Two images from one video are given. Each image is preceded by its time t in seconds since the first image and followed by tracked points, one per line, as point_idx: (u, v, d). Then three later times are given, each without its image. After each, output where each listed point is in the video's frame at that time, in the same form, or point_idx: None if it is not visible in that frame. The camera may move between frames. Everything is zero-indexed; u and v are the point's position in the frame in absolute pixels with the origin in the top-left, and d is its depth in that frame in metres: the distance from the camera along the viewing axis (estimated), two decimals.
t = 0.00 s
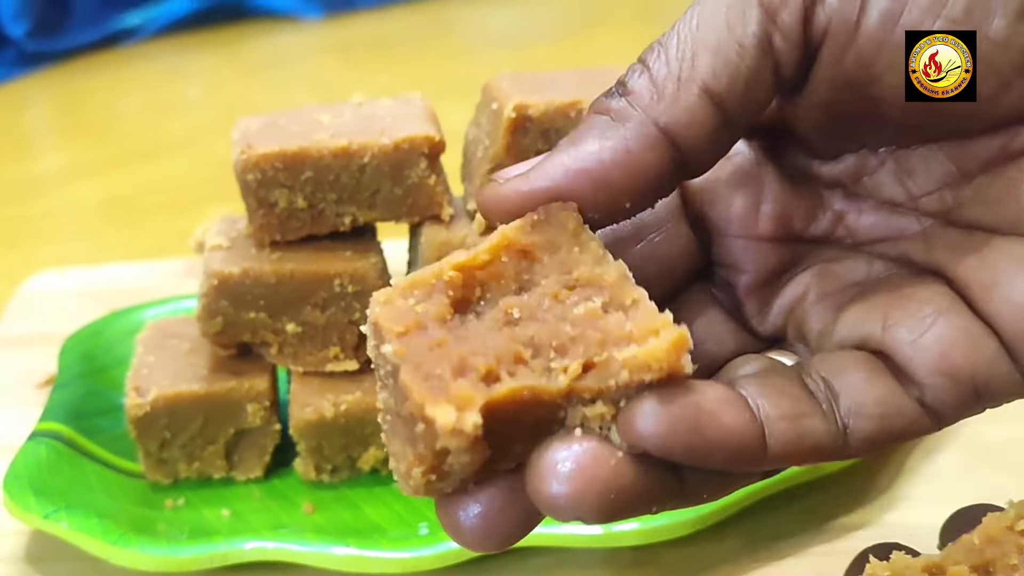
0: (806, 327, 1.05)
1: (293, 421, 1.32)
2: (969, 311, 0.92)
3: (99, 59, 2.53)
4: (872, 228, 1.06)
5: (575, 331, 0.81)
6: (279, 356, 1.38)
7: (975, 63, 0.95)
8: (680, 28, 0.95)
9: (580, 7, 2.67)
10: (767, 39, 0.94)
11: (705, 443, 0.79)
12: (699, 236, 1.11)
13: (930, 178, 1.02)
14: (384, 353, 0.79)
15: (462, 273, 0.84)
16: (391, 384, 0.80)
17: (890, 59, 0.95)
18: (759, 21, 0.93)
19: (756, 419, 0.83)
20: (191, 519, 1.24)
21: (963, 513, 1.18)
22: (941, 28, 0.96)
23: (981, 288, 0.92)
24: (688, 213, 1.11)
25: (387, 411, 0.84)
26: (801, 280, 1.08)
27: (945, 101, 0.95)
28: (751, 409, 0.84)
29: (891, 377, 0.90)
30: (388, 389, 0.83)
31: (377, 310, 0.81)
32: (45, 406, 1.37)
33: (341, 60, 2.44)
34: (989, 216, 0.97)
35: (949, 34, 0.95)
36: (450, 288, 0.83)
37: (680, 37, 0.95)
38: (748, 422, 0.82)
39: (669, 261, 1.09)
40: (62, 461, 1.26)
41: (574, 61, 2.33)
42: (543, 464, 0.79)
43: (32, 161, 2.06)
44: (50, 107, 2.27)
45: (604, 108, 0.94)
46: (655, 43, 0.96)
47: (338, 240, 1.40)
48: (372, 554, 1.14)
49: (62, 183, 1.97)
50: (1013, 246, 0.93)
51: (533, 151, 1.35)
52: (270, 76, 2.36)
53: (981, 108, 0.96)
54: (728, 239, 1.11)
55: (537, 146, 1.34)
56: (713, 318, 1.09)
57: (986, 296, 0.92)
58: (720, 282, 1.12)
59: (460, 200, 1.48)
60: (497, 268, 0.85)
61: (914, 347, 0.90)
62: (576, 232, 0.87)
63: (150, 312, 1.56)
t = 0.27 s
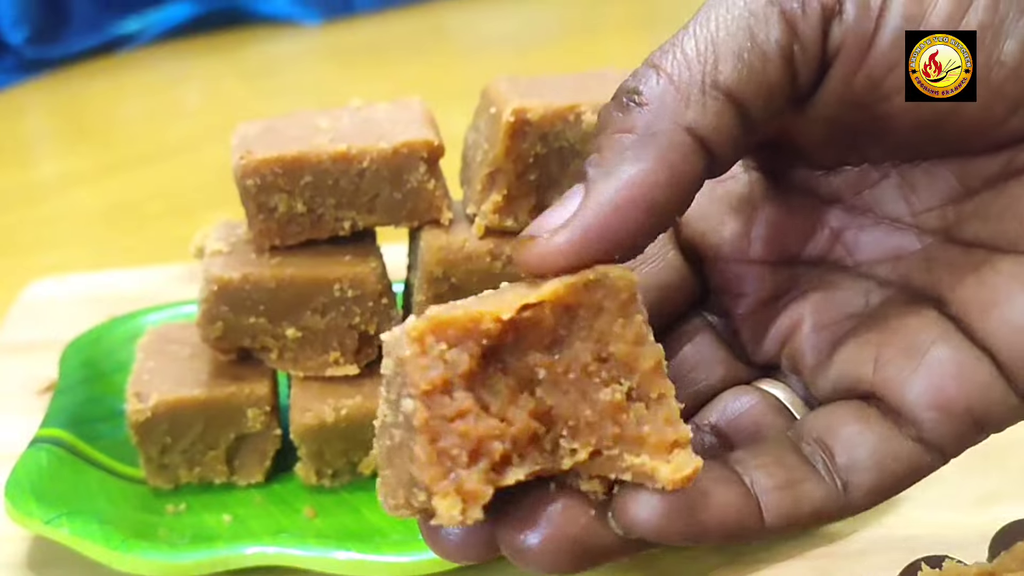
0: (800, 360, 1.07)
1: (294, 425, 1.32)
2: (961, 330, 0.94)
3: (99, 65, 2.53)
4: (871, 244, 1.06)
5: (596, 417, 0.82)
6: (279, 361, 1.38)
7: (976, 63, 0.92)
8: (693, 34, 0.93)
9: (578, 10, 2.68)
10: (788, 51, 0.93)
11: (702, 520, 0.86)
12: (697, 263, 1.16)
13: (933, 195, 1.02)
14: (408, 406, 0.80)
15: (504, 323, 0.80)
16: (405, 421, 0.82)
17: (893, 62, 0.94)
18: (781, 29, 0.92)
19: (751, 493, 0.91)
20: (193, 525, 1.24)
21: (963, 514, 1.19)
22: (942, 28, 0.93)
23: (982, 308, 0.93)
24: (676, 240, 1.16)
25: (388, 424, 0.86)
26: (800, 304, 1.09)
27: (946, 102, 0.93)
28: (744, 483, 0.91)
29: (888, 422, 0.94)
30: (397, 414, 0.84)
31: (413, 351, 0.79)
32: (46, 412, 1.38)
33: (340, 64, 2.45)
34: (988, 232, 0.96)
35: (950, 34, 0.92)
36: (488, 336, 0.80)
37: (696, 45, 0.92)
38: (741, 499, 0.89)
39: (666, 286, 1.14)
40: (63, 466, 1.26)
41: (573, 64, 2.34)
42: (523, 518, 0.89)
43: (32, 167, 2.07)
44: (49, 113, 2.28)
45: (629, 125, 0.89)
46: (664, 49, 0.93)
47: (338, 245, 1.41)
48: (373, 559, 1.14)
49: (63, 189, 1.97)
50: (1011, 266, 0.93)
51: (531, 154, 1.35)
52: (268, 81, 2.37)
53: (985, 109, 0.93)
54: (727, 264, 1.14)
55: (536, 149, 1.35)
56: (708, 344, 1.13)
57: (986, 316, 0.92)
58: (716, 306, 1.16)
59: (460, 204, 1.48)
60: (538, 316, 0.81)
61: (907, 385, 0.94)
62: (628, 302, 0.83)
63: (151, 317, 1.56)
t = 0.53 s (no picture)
0: (793, 381, 1.05)
1: (294, 430, 1.32)
2: (955, 348, 0.89)
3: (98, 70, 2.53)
4: (867, 259, 1.04)
5: (630, 467, 0.81)
6: (279, 366, 1.38)
7: (976, 63, 0.91)
8: (695, 28, 0.92)
9: (576, 13, 2.68)
10: (795, 47, 0.93)
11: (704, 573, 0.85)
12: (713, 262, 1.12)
13: (933, 205, 1.00)
14: (472, 393, 0.75)
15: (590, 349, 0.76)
16: (459, 402, 0.77)
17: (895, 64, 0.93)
18: (788, 24, 0.92)
19: (748, 547, 0.87)
20: (194, 530, 1.24)
21: (963, 515, 1.19)
22: (942, 28, 0.92)
23: (982, 321, 0.88)
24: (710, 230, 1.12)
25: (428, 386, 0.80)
26: (794, 318, 1.07)
27: (946, 102, 0.92)
28: (740, 537, 0.88)
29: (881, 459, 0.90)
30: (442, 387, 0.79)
31: (498, 343, 0.73)
32: (47, 417, 1.38)
33: (339, 68, 2.45)
34: (987, 242, 0.94)
35: (950, 34, 0.91)
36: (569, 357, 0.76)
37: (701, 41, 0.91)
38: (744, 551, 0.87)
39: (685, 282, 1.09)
40: (63, 472, 1.27)
41: (571, 67, 2.34)
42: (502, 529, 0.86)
43: (32, 172, 2.07)
44: (49, 118, 2.28)
45: (648, 126, 0.87)
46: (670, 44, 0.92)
47: (337, 249, 1.41)
48: (374, 563, 1.14)
49: (63, 194, 1.98)
50: (1010, 278, 0.89)
51: (530, 158, 1.35)
52: (266, 86, 2.37)
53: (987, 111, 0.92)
54: (726, 275, 1.10)
55: (534, 152, 1.35)
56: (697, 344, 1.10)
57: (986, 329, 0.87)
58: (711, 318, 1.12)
59: (459, 208, 1.48)
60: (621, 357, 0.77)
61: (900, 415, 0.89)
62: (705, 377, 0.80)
63: (151, 322, 1.56)
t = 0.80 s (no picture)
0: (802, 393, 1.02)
1: (294, 433, 1.32)
2: (967, 357, 0.89)
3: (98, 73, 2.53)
4: (874, 268, 1.03)
5: (649, 447, 0.80)
6: (279, 368, 1.38)
7: (976, 63, 0.93)
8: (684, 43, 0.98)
9: (574, 16, 2.68)
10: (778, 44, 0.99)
11: None
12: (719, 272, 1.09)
13: (937, 212, 1.00)
14: (501, 344, 0.76)
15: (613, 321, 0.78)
16: (487, 360, 0.78)
17: (888, 59, 0.96)
18: (770, 20, 0.99)
19: (763, 552, 0.85)
20: (193, 533, 1.24)
21: (964, 517, 1.19)
22: (943, 28, 0.95)
23: (990, 328, 0.88)
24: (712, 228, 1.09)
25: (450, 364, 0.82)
26: (801, 325, 1.06)
27: (946, 102, 0.94)
28: (755, 542, 0.85)
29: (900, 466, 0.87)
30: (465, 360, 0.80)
31: (528, 301, 0.75)
32: (47, 420, 1.38)
33: (338, 71, 2.46)
34: (992, 250, 0.94)
35: (950, 34, 0.94)
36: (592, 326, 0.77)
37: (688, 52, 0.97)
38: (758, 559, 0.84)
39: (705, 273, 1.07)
40: (62, 476, 1.27)
41: (568, 70, 2.34)
42: (522, 533, 0.85)
43: (31, 175, 2.07)
44: (48, 122, 2.28)
45: (641, 132, 0.92)
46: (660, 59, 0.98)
47: (336, 252, 1.41)
48: (373, 566, 1.14)
49: (63, 197, 1.98)
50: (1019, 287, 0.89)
51: (529, 160, 1.35)
52: (263, 89, 2.37)
53: (981, 108, 0.94)
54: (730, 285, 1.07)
55: (533, 155, 1.35)
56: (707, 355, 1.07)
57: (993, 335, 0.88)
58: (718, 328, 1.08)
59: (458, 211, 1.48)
60: (642, 334, 0.78)
61: (914, 422, 0.88)
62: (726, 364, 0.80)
63: (150, 326, 1.56)
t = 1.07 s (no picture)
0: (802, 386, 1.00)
1: (293, 434, 1.32)
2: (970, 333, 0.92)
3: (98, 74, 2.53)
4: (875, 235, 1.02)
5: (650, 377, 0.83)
6: (278, 369, 1.38)
7: (976, 63, 0.91)
8: (723, 63, 0.88)
9: (573, 18, 2.69)
10: (821, 83, 0.89)
11: (740, 533, 0.86)
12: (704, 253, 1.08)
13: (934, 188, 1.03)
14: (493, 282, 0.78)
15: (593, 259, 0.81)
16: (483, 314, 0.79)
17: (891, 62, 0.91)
18: (815, 58, 0.87)
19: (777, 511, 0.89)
20: (193, 534, 1.25)
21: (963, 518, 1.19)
22: (941, 27, 0.90)
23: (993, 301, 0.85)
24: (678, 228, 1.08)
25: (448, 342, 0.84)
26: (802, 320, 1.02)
27: (945, 102, 0.92)
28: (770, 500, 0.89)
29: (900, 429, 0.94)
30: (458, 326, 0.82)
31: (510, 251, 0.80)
32: (47, 420, 1.38)
33: (338, 72, 2.46)
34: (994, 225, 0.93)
35: (950, 34, 0.90)
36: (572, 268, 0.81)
37: (729, 77, 0.86)
38: (772, 512, 0.88)
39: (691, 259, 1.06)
40: (62, 476, 1.27)
41: (567, 72, 2.35)
42: (555, 492, 0.86)
43: (31, 176, 2.07)
44: (49, 122, 2.28)
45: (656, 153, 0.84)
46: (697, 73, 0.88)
47: (336, 254, 1.41)
48: (373, 567, 1.14)
49: (63, 198, 1.98)
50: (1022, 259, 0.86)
51: (529, 162, 1.35)
52: (264, 90, 2.37)
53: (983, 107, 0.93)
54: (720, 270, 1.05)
55: (534, 157, 1.35)
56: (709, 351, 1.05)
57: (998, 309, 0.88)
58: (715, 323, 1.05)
59: (458, 212, 1.48)
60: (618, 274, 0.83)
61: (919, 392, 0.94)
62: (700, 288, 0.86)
63: (150, 326, 1.56)
